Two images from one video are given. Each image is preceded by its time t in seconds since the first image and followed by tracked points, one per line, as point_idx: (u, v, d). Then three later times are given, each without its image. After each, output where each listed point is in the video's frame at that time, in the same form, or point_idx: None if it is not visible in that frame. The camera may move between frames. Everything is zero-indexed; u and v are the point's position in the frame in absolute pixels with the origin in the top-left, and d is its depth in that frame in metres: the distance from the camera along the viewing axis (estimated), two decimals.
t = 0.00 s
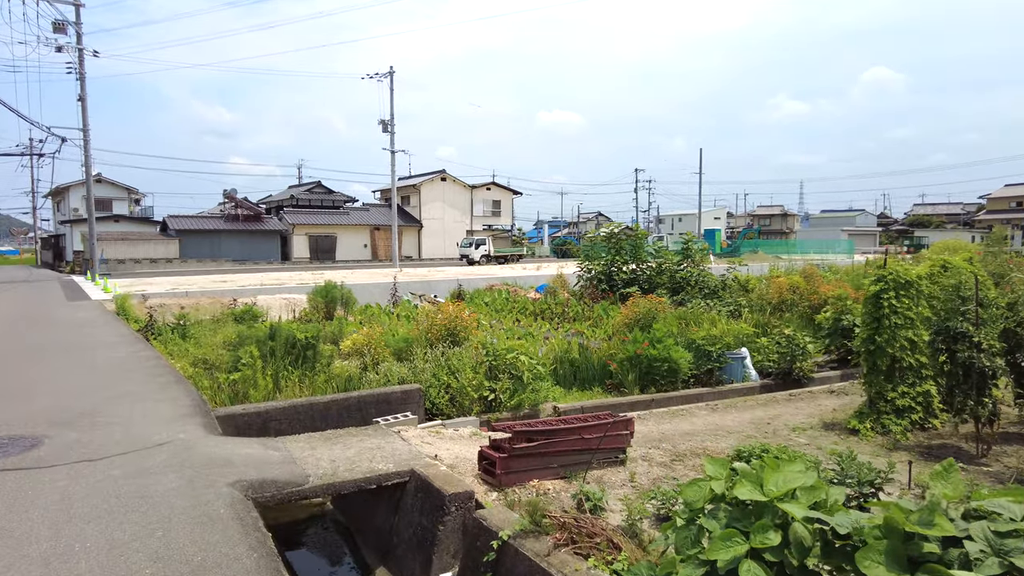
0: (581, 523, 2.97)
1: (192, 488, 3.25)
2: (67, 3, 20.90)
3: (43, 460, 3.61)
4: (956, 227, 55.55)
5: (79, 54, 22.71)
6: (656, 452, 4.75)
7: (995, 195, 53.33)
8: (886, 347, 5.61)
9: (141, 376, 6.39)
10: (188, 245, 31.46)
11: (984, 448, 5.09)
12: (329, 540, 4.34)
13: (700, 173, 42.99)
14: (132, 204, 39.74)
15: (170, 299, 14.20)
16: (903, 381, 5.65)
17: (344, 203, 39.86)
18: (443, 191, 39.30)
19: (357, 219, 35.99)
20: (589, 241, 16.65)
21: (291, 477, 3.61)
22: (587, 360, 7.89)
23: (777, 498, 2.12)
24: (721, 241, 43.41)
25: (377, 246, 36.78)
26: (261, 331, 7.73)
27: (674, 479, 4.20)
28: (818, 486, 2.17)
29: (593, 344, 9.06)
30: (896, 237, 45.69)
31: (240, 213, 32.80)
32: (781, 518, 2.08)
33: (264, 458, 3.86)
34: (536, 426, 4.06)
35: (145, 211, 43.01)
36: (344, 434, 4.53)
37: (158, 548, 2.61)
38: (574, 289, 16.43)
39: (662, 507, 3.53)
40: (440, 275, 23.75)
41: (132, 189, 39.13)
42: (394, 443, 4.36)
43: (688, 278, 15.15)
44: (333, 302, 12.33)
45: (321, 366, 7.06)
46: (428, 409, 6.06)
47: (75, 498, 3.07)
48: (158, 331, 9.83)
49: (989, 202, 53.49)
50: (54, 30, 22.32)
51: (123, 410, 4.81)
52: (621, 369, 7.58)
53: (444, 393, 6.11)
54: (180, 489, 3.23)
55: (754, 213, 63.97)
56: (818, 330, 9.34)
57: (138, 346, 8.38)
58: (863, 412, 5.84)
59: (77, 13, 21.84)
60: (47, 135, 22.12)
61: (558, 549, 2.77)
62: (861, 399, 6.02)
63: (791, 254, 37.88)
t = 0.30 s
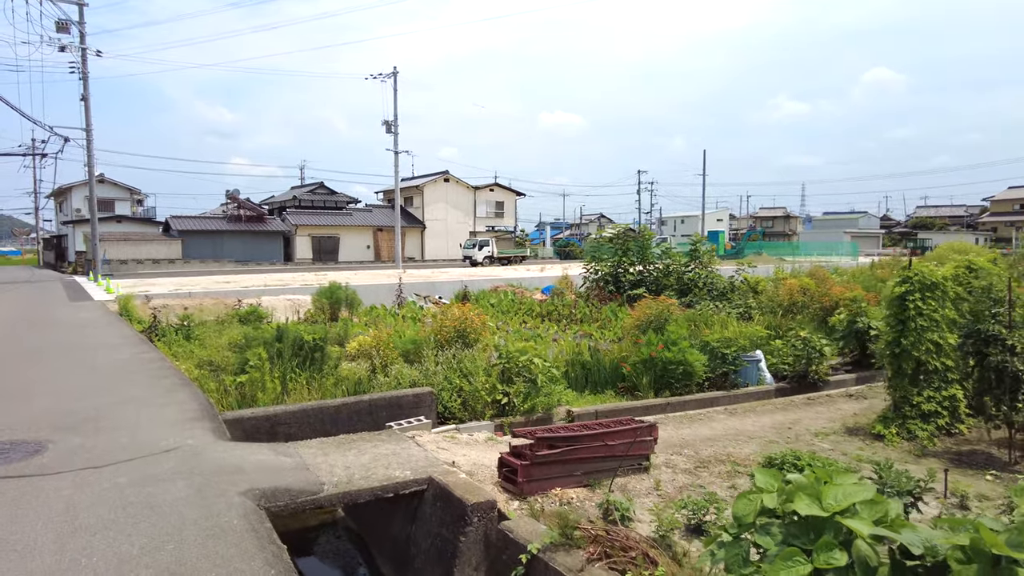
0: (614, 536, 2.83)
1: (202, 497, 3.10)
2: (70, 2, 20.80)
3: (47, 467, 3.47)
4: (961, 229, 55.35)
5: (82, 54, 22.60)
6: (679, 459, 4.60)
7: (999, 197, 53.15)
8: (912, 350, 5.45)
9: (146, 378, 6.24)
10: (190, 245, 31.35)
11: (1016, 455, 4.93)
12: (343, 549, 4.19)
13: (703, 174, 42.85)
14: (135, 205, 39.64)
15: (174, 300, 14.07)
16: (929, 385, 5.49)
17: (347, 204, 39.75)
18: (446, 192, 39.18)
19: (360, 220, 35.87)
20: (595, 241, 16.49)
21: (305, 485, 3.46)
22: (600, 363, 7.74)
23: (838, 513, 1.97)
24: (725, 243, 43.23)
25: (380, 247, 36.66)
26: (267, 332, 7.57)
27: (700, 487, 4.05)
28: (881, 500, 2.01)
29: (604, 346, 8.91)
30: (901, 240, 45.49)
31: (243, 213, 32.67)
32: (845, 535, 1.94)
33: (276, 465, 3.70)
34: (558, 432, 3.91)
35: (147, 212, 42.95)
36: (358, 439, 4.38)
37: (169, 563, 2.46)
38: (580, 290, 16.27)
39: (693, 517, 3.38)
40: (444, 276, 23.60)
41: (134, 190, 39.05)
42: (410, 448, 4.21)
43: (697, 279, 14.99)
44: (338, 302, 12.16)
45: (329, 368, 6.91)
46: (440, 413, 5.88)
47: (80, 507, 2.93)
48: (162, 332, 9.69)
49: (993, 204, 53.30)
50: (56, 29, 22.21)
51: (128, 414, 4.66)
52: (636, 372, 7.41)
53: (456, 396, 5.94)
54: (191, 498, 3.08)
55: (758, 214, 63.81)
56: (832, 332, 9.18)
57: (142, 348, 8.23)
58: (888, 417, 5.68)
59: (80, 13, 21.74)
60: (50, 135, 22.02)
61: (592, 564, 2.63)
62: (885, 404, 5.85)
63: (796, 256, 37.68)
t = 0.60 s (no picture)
0: (645, 558, 2.74)
1: (210, 517, 2.95)
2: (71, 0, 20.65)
3: (48, 481, 3.32)
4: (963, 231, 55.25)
5: (82, 53, 22.44)
6: (699, 470, 4.45)
7: (1001, 199, 53.03)
8: (937, 358, 5.30)
9: (147, 384, 6.08)
10: (191, 246, 31.20)
11: None
12: (353, 563, 4.04)
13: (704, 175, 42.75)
14: (135, 205, 39.48)
15: (175, 302, 13.91)
16: (954, 395, 5.35)
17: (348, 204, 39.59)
18: (447, 193, 39.05)
19: (361, 221, 35.73)
20: (600, 243, 16.34)
21: (317, 501, 3.32)
22: (610, 368, 7.60)
23: (900, 546, 1.83)
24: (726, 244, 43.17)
25: (381, 248, 36.53)
26: (271, 336, 7.42)
27: (724, 501, 3.91)
28: (949, 535, 1.86)
29: (613, 351, 8.76)
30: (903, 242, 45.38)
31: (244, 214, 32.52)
32: (910, 571, 1.80)
33: (286, 479, 3.56)
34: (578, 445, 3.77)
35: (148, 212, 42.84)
36: (369, 450, 4.23)
37: None
38: (585, 292, 16.11)
39: (722, 535, 3.24)
40: (446, 277, 23.43)
41: (134, 190, 38.90)
42: (422, 459, 4.06)
43: (703, 282, 14.84)
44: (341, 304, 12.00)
45: (335, 373, 6.76)
46: (450, 421, 5.74)
47: (82, 527, 2.78)
48: (163, 334, 9.54)
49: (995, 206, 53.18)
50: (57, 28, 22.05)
51: (130, 423, 4.51)
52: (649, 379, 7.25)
53: (466, 403, 5.79)
54: (198, 517, 2.93)
55: (759, 216, 63.69)
56: (846, 336, 9.02)
57: (144, 352, 8.07)
58: (910, 426, 5.53)
59: (81, 12, 21.58)
60: (51, 134, 21.91)
61: None
62: (907, 414, 5.70)
63: (797, 258, 37.62)
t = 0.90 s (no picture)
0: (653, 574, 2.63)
1: (198, 533, 2.82)
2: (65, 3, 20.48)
3: (29, 495, 3.19)
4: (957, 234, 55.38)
5: (75, 56, 22.26)
6: (704, 479, 4.33)
7: (995, 201, 53.20)
8: (944, 363, 5.20)
9: (137, 392, 5.94)
10: (185, 250, 30.99)
11: None
12: None
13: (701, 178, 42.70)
14: (128, 209, 39.23)
15: (168, 306, 13.74)
16: (961, 400, 5.25)
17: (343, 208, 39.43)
18: (443, 196, 38.94)
19: (356, 225, 35.61)
20: (597, 247, 16.24)
21: (310, 515, 3.19)
22: (609, 372, 7.49)
23: (931, 566, 1.71)
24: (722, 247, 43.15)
25: (376, 252, 36.38)
26: (264, 341, 7.27)
27: (730, 511, 3.79)
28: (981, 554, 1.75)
29: (612, 355, 8.64)
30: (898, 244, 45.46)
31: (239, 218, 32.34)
32: None
33: (279, 491, 3.43)
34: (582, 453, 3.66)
35: (142, 216, 42.60)
36: (364, 460, 4.10)
37: None
38: (582, 296, 16.01)
39: (731, 548, 3.11)
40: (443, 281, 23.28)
41: (128, 194, 38.68)
42: (420, 469, 3.93)
43: (701, 285, 14.76)
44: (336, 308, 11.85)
45: (330, 379, 6.62)
46: (448, 429, 5.60)
47: (63, 544, 2.65)
48: (156, 340, 9.38)
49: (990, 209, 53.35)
50: (50, 31, 21.88)
51: (118, 433, 4.36)
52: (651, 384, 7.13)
53: (464, 409, 5.64)
54: (185, 533, 2.80)
55: (755, 219, 63.76)
56: (846, 340, 8.92)
57: (135, 358, 7.91)
58: (916, 431, 5.42)
59: (74, 15, 21.43)
60: (43, 137, 21.71)
61: None
62: (913, 419, 5.60)
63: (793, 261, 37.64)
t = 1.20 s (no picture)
0: None
1: (142, 557, 2.60)
2: (21, 0, 19.78)
3: None
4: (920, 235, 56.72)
5: (31, 55, 21.50)
6: (682, 484, 4.21)
7: (955, 203, 54.65)
8: (920, 361, 5.17)
9: (89, 403, 5.62)
10: (149, 255, 30.16)
11: None
12: None
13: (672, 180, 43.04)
14: (90, 214, 38.13)
15: (129, 313, 13.26)
16: (936, 398, 5.22)
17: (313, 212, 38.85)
18: (415, 200, 38.62)
19: (327, 229, 35.12)
20: (570, 250, 16.15)
21: (268, 533, 2.98)
22: (584, 375, 7.35)
23: None
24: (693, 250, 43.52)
25: (347, 256, 35.90)
26: (226, 348, 6.98)
27: (710, 517, 3.67)
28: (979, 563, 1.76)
29: (586, 357, 8.52)
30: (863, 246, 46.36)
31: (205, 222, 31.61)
32: None
33: (235, 508, 3.21)
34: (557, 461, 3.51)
35: (104, 221, 41.45)
36: (328, 472, 3.90)
37: None
38: (555, 299, 15.90)
39: (713, 557, 2.98)
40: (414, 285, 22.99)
41: (90, 198, 37.59)
42: (387, 480, 3.74)
43: (673, 287, 14.76)
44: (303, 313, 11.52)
45: (295, 386, 6.37)
46: (417, 436, 5.41)
47: None
48: (113, 348, 8.99)
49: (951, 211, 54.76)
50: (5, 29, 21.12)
51: (64, 448, 4.08)
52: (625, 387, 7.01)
53: (434, 416, 5.45)
54: (128, 558, 2.58)
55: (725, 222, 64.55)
56: (818, 340, 8.93)
57: (89, 367, 7.55)
58: (891, 431, 5.38)
59: (30, 12, 20.71)
60: None
61: None
62: (887, 419, 5.56)
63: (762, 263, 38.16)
